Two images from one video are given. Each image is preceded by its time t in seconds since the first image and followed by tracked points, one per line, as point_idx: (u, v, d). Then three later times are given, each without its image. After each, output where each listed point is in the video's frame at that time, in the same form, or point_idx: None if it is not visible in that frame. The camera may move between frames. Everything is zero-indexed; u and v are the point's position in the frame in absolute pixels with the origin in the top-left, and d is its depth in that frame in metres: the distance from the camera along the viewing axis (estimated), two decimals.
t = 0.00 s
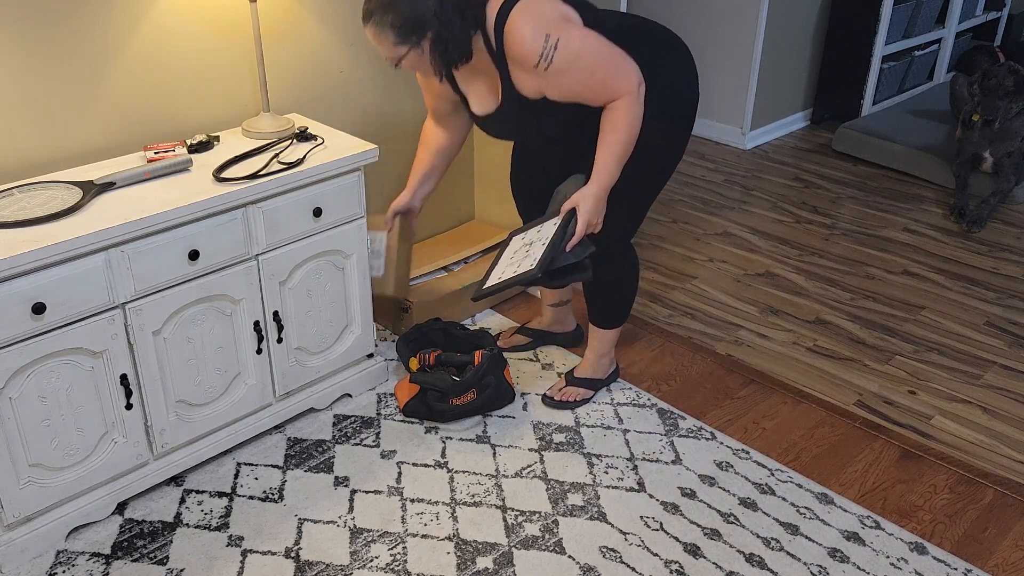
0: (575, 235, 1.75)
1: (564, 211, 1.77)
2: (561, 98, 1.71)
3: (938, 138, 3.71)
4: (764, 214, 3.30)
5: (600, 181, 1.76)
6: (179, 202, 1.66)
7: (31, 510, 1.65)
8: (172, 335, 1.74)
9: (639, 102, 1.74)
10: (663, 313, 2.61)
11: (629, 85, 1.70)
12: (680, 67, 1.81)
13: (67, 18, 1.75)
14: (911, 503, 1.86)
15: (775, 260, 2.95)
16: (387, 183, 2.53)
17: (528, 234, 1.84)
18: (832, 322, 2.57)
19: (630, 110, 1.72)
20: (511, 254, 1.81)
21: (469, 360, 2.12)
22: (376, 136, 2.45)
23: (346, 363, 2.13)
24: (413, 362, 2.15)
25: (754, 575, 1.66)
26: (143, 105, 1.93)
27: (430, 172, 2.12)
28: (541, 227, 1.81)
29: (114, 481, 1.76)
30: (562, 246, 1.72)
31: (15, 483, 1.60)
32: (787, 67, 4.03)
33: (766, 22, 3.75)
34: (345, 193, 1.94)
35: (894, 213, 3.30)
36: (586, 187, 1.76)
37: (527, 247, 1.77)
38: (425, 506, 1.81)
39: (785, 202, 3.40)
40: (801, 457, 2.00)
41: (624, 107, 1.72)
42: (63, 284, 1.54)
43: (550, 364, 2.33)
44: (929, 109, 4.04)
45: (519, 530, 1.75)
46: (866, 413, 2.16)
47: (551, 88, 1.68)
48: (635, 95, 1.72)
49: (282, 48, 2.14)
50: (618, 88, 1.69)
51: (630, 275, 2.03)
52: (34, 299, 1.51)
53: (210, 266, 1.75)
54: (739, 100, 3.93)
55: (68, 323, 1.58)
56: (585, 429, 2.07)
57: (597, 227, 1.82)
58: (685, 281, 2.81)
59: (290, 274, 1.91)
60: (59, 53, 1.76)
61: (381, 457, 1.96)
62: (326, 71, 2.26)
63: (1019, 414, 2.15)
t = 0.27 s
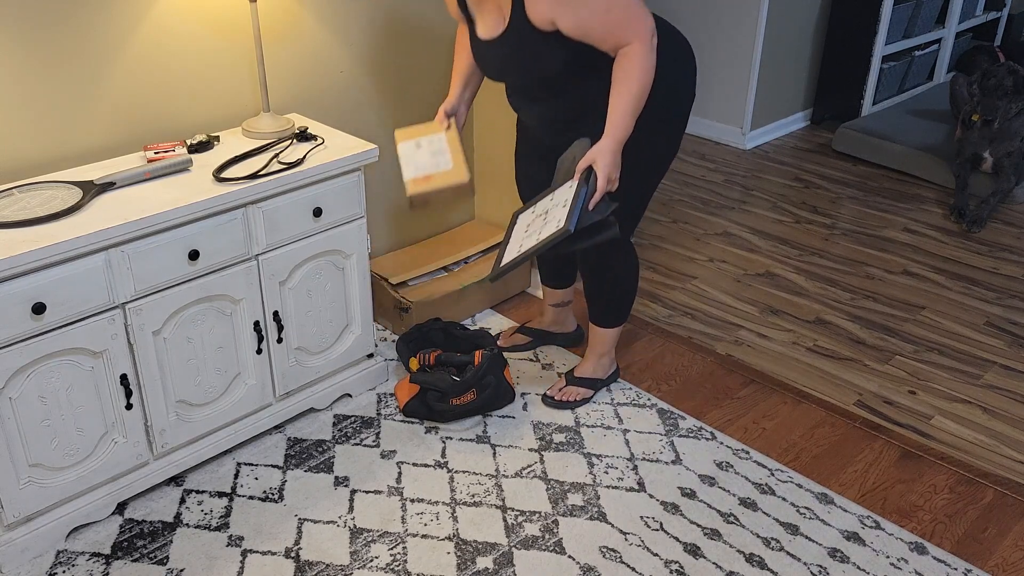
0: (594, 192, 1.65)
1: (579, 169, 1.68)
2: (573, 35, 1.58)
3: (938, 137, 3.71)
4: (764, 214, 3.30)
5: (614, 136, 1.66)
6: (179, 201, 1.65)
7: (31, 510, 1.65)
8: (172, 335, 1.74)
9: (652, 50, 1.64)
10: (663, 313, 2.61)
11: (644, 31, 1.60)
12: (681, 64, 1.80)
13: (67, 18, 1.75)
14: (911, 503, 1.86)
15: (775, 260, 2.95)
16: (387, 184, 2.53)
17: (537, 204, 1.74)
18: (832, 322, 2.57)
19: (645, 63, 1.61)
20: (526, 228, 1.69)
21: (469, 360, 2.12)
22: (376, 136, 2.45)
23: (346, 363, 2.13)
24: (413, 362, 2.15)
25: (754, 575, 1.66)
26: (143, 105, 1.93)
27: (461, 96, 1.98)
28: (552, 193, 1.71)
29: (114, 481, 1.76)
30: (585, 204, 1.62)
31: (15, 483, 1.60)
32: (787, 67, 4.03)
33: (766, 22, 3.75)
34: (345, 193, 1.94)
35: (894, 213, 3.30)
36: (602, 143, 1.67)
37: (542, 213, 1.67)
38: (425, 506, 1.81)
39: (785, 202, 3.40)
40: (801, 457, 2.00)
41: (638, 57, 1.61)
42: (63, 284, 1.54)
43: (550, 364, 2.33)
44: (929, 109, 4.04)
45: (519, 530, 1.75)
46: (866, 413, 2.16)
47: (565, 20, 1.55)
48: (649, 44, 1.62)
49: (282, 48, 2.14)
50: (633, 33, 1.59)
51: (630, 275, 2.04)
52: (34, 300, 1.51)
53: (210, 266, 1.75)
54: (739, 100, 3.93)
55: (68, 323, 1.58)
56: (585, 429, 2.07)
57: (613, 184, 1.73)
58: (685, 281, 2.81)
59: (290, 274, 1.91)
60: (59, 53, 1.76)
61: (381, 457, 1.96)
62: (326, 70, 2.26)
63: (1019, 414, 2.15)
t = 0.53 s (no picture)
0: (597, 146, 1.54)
1: (580, 124, 1.59)
2: None
3: (938, 137, 3.71)
4: (764, 214, 3.30)
5: (620, 94, 1.60)
6: (179, 201, 1.65)
7: (31, 510, 1.65)
8: (172, 335, 1.74)
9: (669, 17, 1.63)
10: (663, 313, 2.61)
11: None
12: (681, 64, 1.80)
13: (67, 18, 1.74)
14: (911, 503, 1.86)
15: (775, 260, 2.95)
16: (387, 184, 2.53)
17: (532, 161, 1.63)
18: (832, 322, 2.57)
19: (660, 22, 1.60)
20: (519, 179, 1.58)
21: (469, 360, 2.12)
22: (377, 136, 2.45)
23: (346, 363, 2.13)
24: (413, 362, 2.15)
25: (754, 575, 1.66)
26: (143, 105, 1.93)
27: (475, 46, 1.94)
28: (549, 150, 1.61)
29: (115, 481, 1.76)
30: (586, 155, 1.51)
31: (15, 483, 1.60)
32: (787, 67, 4.03)
33: (766, 22, 3.75)
34: (345, 194, 1.94)
35: (894, 213, 3.30)
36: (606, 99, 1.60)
37: (539, 166, 1.55)
38: (425, 506, 1.81)
39: (785, 202, 3.40)
40: (801, 457, 2.00)
41: (655, 15, 1.60)
42: (63, 284, 1.54)
43: (550, 364, 2.33)
44: (929, 109, 4.04)
45: (519, 530, 1.75)
46: (866, 413, 2.16)
47: None
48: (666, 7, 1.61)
49: (282, 48, 2.14)
50: None
51: (630, 275, 2.04)
52: (34, 300, 1.51)
53: (210, 266, 1.75)
54: (739, 100, 3.93)
55: (68, 323, 1.58)
56: (585, 429, 2.07)
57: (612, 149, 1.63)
58: (685, 281, 2.81)
59: (290, 274, 1.91)
60: (59, 53, 1.76)
61: (381, 457, 1.96)
62: (326, 70, 2.26)
63: (1019, 414, 2.15)
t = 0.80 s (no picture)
0: (592, 129, 1.58)
1: (578, 106, 1.60)
2: None
3: (939, 137, 3.71)
4: (764, 214, 3.30)
5: (622, 78, 1.60)
6: (179, 201, 1.65)
7: (31, 510, 1.65)
8: (172, 336, 1.74)
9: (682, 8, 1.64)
10: (663, 313, 2.61)
11: None
12: (681, 64, 1.80)
13: (67, 18, 1.74)
14: (911, 503, 1.86)
15: (775, 260, 2.95)
16: (387, 182, 2.53)
17: (528, 137, 1.68)
18: (832, 322, 2.57)
19: (670, 11, 1.61)
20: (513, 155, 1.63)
21: (469, 360, 2.12)
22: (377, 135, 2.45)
23: (346, 364, 2.13)
24: (413, 362, 2.15)
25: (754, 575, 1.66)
26: (143, 105, 1.93)
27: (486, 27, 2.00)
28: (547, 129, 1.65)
29: (114, 481, 1.76)
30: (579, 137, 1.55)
31: (15, 483, 1.60)
32: (787, 67, 4.03)
33: (766, 22, 3.75)
34: (345, 194, 1.94)
35: (893, 213, 3.30)
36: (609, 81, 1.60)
37: (533, 144, 1.61)
38: (425, 506, 1.81)
39: (784, 202, 3.40)
40: (801, 457, 2.00)
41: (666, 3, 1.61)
42: (63, 284, 1.54)
43: (550, 364, 2.33)
44: (928, 109, 4.04)
45: (519, 530, 1.75)
46: (866, 413, 2.16)
47: None
48: None
49: (282, 48, 2.14)
50: None
51: (630, 275, 2.04)
52: (34, 300, 1.51)
53: (210, 266, 1.75)
54: (739, 100, 3.93)
55: (67, 323, 1.58)
56: (585, 429, 2.07)
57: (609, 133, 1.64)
58: (685, 281, 2.81)
59: (290, 274, 1.91)
60: (59, 53, 1.76)
61: (381, 457, 1.96)
62: (326, 70, 2.26)
63: (1019, 414, 2.15)
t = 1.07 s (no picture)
0: (595, 128, 1.58)
1: (583, 105, 1.60)
2: None
3: (939, 137, 3.71)
4: (764, 214, 3.30)
5: (629, 77, 1.60)
6: (179, 201, 1.65)
7: (31, 510, 1.65)
8: (172, 336, 1.74)
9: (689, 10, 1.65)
10: (663, 313, 2.61)
11: None
12: (681, 64, 1.80)
13: (67, 18, 1.74)
14: (911, 503, 1.86)
15: (775, 260, 2.95)
16: (387, 182, 2.53)
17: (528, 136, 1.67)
18: (832, 322, 2.57)
19: (678, 12, 1.62)
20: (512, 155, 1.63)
21: (469, 360, 2.12)
22: (377, 134, 2.45)
23: (346, 363, 2.13)
24: (413, 362, 2.15)
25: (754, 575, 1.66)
26: (143, 105, 1.93)
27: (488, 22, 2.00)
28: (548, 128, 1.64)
29: (114, 481, 1.76)
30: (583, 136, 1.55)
31: (15, 483, 1.60)
32: (787, 67, 4.03)
33: (766, 22, 3.75)
34: (345, 194, 1.94)
35: (893, 213, 3.30)
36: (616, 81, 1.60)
37: (535, 142, 1.60)
38: (425, 506, 1.81)
39: (785, 201, 3.41)
40: (801, 457, 2.00)
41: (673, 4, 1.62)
42: (63, 284, 1.54)
43: (550, 364, 2.33)
44: (928, 109, 4.04)
45: (519, 530, 1.75)
46: (866, 413, 2.16)
47: None
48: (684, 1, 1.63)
49: (282, 48, 2.14)
50: None
51: (630, 274, 2.04)
52: (34, 300, 1.51)
53: (210, 266, 1.75)
54: (739, 100, 3.93)
55: (67, 323, 1.58)
56: (585, 429, 2.07)
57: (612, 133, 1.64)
58: (685, 281, 2.81)
59: (290, 274, 1.91)
60: (59, 53, 1.76)
61: (381, 457, 1.96)
62: (326, 70, 2.26)
63: (1019, 414, 2.15)
